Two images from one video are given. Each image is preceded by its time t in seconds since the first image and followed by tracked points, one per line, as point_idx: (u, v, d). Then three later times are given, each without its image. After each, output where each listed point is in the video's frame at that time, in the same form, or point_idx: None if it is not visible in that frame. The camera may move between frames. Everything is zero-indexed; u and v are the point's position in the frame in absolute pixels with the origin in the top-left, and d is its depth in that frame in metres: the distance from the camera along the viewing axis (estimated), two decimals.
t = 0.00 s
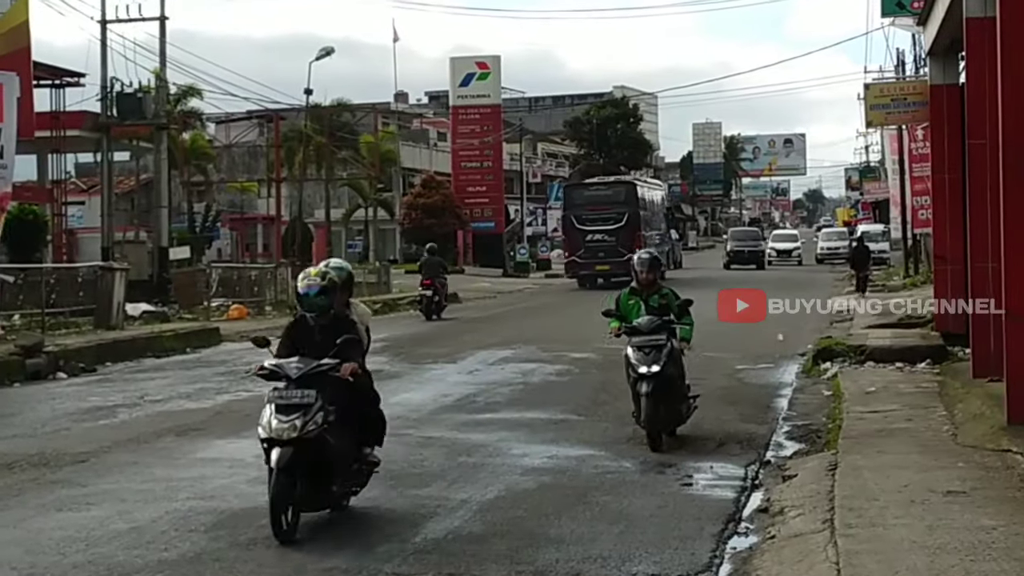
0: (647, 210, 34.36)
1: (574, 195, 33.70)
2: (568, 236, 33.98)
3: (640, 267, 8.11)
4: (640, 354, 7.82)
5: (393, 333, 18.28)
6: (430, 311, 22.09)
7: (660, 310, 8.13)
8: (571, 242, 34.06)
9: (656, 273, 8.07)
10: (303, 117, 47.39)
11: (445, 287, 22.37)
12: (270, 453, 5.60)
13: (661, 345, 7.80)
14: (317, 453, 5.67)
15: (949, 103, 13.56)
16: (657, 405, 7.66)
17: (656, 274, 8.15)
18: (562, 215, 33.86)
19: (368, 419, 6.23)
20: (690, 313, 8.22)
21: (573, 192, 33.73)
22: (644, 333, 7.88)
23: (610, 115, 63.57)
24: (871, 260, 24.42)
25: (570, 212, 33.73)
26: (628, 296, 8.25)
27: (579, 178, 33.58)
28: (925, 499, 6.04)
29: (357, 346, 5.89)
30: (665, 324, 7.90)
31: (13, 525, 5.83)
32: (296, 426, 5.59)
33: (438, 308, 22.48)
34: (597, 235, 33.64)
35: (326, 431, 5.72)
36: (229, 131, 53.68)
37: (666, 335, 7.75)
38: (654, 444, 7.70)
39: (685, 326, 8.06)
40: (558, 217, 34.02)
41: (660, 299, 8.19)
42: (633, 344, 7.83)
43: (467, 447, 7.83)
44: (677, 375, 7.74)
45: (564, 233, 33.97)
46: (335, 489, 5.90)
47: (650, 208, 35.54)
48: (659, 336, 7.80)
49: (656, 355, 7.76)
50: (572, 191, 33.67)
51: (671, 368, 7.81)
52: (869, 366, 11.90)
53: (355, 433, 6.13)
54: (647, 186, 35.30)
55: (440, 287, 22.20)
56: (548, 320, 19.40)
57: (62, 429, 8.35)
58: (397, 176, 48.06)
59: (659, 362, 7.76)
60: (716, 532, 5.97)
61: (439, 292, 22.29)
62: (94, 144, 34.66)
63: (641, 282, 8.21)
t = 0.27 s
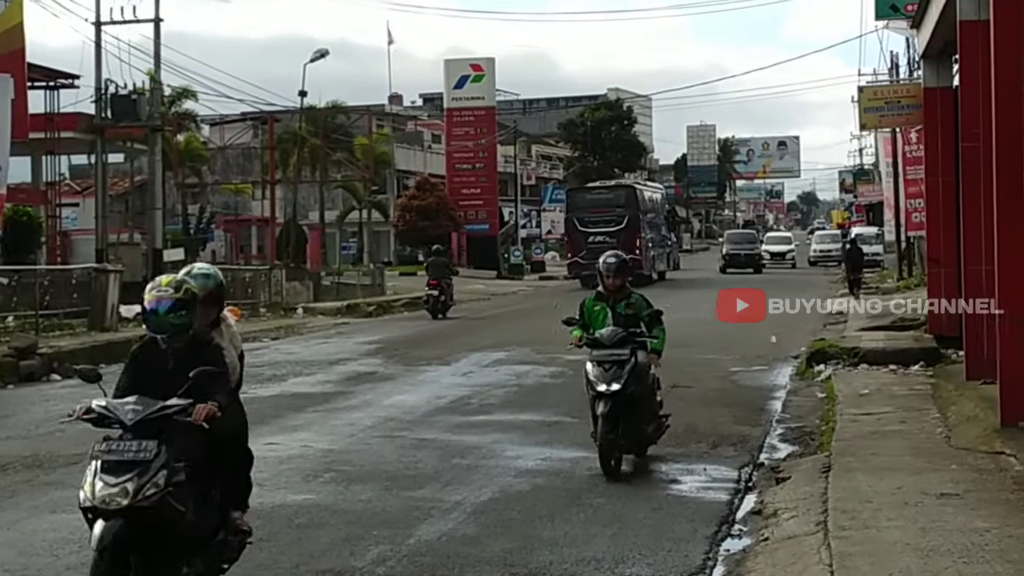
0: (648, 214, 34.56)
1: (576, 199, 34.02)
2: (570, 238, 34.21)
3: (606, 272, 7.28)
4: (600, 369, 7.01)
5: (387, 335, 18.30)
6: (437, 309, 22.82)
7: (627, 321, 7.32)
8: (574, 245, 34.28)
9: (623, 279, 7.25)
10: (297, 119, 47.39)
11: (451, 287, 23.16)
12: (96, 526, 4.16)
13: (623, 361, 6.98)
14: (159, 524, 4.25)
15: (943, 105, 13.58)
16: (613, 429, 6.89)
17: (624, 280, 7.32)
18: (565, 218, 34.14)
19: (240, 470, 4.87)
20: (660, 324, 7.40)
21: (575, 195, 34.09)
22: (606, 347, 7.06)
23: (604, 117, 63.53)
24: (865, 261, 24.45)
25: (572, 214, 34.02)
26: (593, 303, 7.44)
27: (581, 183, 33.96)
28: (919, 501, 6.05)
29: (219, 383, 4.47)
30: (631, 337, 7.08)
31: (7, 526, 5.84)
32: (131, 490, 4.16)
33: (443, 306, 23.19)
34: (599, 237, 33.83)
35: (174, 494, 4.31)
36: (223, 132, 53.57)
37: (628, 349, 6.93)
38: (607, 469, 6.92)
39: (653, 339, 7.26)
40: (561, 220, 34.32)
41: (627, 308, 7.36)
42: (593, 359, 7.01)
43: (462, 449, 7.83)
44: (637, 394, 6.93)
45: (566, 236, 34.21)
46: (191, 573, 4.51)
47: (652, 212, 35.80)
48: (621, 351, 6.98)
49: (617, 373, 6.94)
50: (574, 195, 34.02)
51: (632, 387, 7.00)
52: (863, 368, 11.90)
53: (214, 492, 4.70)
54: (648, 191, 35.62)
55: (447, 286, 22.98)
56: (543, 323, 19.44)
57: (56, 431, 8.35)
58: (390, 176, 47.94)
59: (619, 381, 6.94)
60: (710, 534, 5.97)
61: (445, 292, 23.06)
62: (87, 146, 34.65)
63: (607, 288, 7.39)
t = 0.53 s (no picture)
0: (644, 216, 35.76)
1: (575, 202, 35.06)
2: (570, 240, 35.23)
3: (561, 279, 6.66)
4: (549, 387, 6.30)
5: (377, 337, 18.32)
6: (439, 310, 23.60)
7: (582, 334, 6.69)
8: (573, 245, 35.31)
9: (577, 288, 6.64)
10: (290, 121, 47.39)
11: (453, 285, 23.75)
12: None
13: (576, 379, 6.27)
14: None
15: (934, 108, 13.60)
16: (561, 453, 6.19)
17: (579, 288, 6.70)
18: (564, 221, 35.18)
19: None
20: (621, 339, 6.72)
21: (575, 199, 35.08)
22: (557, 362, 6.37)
23: (595, 120, 63.50)
24: (856, 262, 24.49)
25: (572, 217, 35.06)
26: (546, 314, 6.82)
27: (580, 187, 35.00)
28: (910, 503, 6.06)
29: None
30: (586, 352, 6.39)
31: None
32: None
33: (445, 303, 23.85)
34: (598, 238, 34.89)
35: None
36: (215, 132, 53.28)
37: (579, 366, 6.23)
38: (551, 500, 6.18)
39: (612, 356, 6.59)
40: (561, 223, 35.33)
41: (584, 320, 6.73)
42: (541, 375, 6.32)
43: (452, 450, 7.84)
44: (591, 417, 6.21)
45: (566, 237, 35.25)
46: None
47: (648, 214, 36.97)
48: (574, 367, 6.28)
49: (567, 391, 6.24)
50: (573, 199, 35.06)
51: (585, 409, 6.27)
52: (854, 370, 11.92)
53: None
54: (645, 193, 36.81)
55: (449, 287, 23.61)
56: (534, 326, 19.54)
57: (47, 433, 8.35)
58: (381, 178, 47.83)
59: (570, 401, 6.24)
60: (701, 536, 5.98)
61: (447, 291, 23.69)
62: (78, 147, 34.64)
63: (561, 297, 6.78)
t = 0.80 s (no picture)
0: (646, 220, 37.49)
1: (580, 207, 36.93)
2: (575, 243, 37.17)
3: (501, 288, 5.90)
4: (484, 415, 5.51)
5: (371, 340, 18.30)
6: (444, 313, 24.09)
7: (523, 353, 5.91)
8: (579, 248, 37.24)
9: (519, 298, 5.88)
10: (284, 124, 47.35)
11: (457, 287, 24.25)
12: None
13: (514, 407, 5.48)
14: None
15: (928, 113, 13.65)
16: (494, 492, 5.40)
17: (521, 300, 5.94)
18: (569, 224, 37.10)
19: None
20: (566, 361, 5.94)
21: (579, 205, 36.91)
22: (493, 386, 5.59)
23: (590, 123, 63.32)
24: (851, 266, 24.49)
25: (577, 221, 36.97)
26: (483, 327, 6.05)
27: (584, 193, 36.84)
28: (904, 506, 6.07)
29: None
30: (527, 374, 5.60)
31: None
32: None
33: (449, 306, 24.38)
34: (602, 241, 36.76)
35: None
36: (210, 136, 53.25)
37: (518, 391, 5.45)
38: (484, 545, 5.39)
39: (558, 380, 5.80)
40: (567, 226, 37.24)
41: (527, 337, 5.96)
42: (474, 401, 5.52)
43: (446, 454, 7.84)
44: (532, 450, 5.42)
45: (572, 240, 37.22)
46: None
47: (650, 217, 38.64)
48: (512, 393, 5.50)
49: (503, 421, 5.45)
50: (578, 204, 36.92)
51: (525, 441, 5.49)
52: (848, 373, 11.92)
53: None
54: (646, 197, 38.44)
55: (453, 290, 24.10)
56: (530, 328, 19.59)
57: (40, 437, 8.34)
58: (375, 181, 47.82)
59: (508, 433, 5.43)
60: (695, 540, 5.97)
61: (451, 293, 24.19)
62: (73, 150, 34.67)
63: (501, 309, 6.02)
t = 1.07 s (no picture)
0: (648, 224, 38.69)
1: (585, 212, 38.18)
2: (580, 246, 38.40)
3: (427, 299, 4.98)
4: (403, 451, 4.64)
5: (367, 343, 18.30)
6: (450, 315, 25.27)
7: (452, 375, 5.03)
8: (583, 251, 38.47)
9: (447, 311, 4.97)
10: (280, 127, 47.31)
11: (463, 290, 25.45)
12: None
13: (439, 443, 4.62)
14: None
15: (923, 116, 13.58)
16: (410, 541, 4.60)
17: (451, 312, 5.02)
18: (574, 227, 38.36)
19: None
20: (502, 385, 5.06)
21: (584, 209, 38.16)
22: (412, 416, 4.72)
23: (586, 126, 63.07)
24: (846, 270, 24.46)
25: (581, 225, 38.25)
26: (405, 345, 5.12)
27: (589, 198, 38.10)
28: (898, 509, 6.08)
29: None
30: (456, 405, 4.75)
31: None
32: None
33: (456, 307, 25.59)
34: (605, 244, 37.96)
35: None
36: (204, 139, 53.28)
37: (443, 425, 4.57)
38: None
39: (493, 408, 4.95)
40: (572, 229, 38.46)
41: (454, 359, 5.05)
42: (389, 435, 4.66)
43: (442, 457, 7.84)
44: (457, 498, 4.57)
45: (577, 243, 38.45)
46: None
47: (651, 221, 39.82)
48: (437, 425, 4.63)
49: (424, 459, 4.59)
50: (582, 209, 38.19)
51: (450, 483, 4.65)
52: (844, 377, 11.92)
53: None
54: (647, 201, 39.62)
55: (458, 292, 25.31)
56: (525, 331, 19.62)
57: (35, 440, 8.34)
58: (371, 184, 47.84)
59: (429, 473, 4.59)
60: (691, 543, 5.97)
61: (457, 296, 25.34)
62: (69, 153, 34.71)
63: (427, 323, 5.09)
